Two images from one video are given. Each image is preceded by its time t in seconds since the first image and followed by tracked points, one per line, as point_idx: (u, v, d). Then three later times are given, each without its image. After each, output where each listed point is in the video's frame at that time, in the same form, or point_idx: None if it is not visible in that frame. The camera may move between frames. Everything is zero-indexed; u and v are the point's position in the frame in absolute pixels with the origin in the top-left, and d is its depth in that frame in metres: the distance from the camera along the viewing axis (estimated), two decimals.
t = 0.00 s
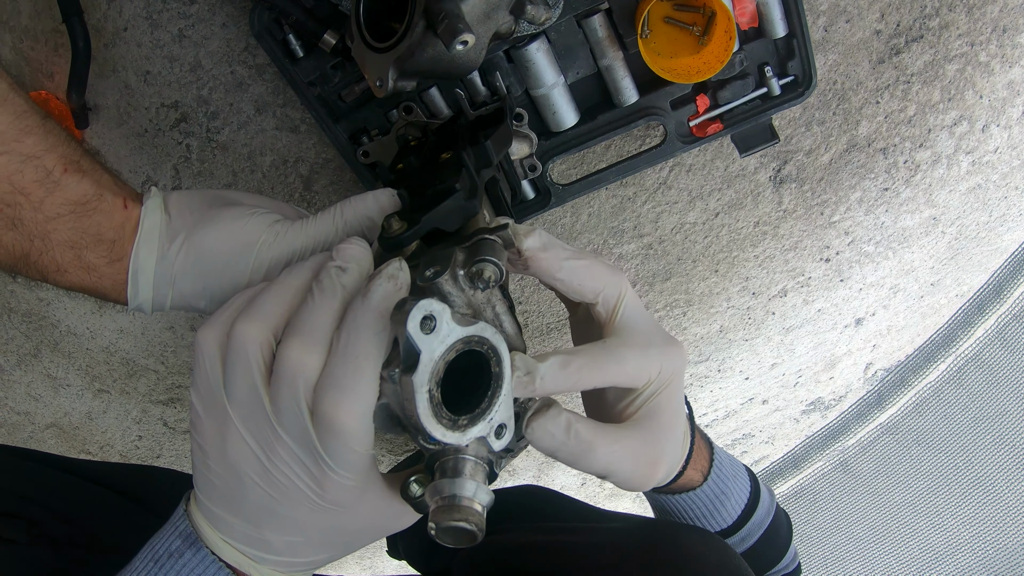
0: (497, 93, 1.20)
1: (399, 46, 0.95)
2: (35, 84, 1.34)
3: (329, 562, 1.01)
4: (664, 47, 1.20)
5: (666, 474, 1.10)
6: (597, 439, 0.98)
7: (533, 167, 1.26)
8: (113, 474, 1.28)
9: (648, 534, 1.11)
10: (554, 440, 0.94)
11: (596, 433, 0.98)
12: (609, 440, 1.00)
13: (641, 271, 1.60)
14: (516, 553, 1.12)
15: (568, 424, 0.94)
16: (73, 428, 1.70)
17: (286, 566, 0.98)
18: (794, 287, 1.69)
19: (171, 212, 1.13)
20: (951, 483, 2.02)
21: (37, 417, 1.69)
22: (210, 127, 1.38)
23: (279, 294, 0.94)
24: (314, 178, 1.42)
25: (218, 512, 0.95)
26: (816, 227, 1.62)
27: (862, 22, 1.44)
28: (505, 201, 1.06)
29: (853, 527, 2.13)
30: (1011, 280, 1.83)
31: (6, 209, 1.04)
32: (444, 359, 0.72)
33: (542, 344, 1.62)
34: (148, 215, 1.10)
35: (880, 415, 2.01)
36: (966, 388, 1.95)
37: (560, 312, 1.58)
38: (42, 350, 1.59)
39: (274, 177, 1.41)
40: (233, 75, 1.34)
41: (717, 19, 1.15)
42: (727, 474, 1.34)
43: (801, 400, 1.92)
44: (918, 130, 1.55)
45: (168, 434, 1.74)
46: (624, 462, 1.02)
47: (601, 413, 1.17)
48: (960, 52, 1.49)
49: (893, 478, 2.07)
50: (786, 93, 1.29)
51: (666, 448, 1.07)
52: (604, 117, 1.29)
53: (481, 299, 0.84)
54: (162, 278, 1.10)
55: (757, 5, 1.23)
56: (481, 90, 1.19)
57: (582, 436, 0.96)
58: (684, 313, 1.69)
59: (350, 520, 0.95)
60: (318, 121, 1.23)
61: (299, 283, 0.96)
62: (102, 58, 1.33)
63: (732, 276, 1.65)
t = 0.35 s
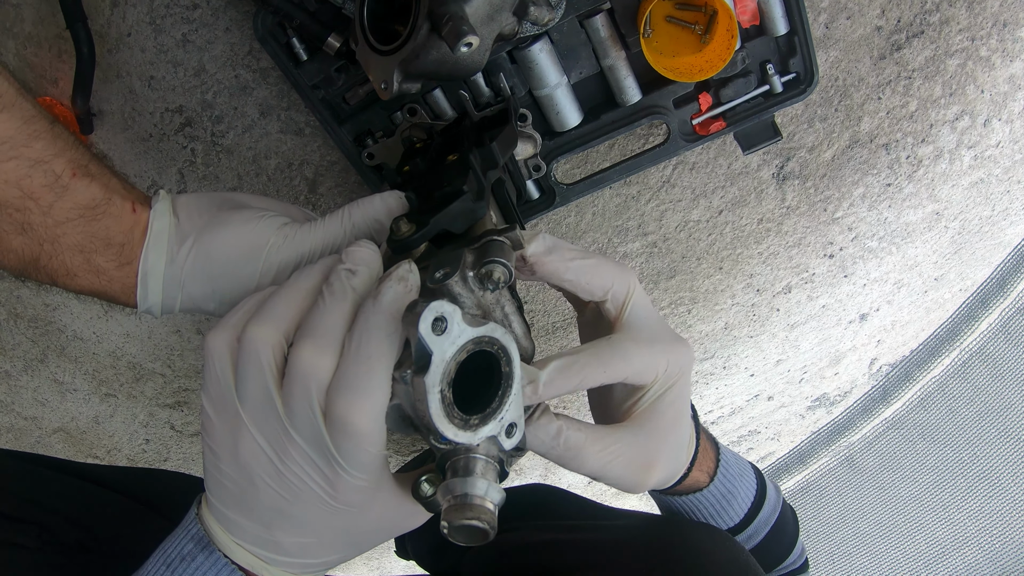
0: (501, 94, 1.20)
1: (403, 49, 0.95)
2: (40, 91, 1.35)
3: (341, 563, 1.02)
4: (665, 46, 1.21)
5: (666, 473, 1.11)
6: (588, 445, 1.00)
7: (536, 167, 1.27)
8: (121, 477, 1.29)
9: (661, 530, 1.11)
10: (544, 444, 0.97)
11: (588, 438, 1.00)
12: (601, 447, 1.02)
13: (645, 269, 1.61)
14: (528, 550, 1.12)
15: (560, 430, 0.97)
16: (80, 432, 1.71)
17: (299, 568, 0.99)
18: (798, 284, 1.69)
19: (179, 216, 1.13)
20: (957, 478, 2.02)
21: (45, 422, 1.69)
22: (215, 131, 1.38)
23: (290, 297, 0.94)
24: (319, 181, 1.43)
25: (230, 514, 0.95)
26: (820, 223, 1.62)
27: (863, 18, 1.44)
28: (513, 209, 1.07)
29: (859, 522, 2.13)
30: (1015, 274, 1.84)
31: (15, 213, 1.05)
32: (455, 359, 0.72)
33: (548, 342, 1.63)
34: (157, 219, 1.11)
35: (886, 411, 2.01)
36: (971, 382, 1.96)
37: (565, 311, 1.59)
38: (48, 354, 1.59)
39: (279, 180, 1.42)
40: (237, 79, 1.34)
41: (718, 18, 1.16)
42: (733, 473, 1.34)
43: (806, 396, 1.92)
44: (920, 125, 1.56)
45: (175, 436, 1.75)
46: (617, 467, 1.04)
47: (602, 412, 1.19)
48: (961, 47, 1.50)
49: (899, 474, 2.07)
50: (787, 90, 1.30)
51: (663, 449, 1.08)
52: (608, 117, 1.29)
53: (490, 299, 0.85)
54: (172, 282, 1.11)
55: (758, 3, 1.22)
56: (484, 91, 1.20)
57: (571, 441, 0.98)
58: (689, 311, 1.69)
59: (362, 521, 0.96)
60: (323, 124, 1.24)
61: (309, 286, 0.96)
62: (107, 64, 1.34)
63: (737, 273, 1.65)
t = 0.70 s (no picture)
0: (499, 94, 1.20)
1: (399, 50, 0.95)
2: (37, 93, 1.34)
3: (341, 565, 1.02)
4: (665, 44, 1.20)
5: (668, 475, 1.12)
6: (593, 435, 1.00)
7: (536, 167, 1.26)
8: (122, 480, 1.28)
9: (665, 532, 1.10)
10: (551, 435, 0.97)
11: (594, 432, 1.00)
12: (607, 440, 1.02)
13: (646, 268, 1.60)
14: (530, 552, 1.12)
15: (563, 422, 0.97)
16: (81, 434, 1.71)
17: (298, 570, 0.98)
18: (799, 282, 1.68)
19: (177, 218, 1.13)
20: (959, 477, 2.02)
21: (46, 424, 1.69)
22: (213, 132, 1.38)
23: (287, 300, 0.94)
24: (318, 182, 1.43)
25: (229, 518, 0.95)
26: (821, 221, 1.61)
27: (863, 15, 1.44)
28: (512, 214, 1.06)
29: (861, 522, 2.13)
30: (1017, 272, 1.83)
31: (12, 219, 1.04)
32: (451, 363, 0.72)
33: (548, 342, 1.63)
34: (155, 222, 1.11)
35: (888, 410, 2.01)
36: (973, 381, 1.95)
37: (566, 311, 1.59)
38: (49, 357, 1.59)
39: (278, 181, 1.42)
40: (235, 80, 1.34)
41: (717, 15, 1.15)
42: (737, 475, 1.34)
43: (808, 395, 1.92)
44: (920, 123, 1.55)
45: (176, 438, 1.75)
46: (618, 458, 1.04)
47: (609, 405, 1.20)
48: (961, 43, 1.49)
49: (901, 473, 2.06)
50: (787, 88, 1.29)
51: (666, 453, 1.08)
52: (606, 116, 1.29)
53: (488, 300, 0.84)
54: (170, 284, 1.11)
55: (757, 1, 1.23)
56: (483, 90, 1.19)
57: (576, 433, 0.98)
58: (690, 310, 1.69)
59: (361, 523, 0.96)
60: (321, 126, 1.23)
61: (306, 289, 0.96)
62: (104, 66, 1.34)
63: (737, 272, 1.65)
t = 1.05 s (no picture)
0: (500, 93, 1.19)
1: (400, 49, 0.94)
2: (39, 94, 1.34)
3: (343, 565, 1.02)
4: (666, 43, 1.20)
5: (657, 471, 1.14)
6: (587, 437, 1.02)
7: (537, 166, 1.25)
8: (123, 480, 1.28)
9: (665, 533, 1.10)
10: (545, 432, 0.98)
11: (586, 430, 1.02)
12: (601, 439, 1.04)
13: (647, 267, 1.60)
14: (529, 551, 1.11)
15: (559, 423, 0.98)
16: (83, 433, 1.71)
17: (300, 571, 0.98)
18: (801, 281, 1.68)
19: (178, 218, 1.13)
20: (961, 476, 2.03)
21: (48, 424, 1.69)
22: (214, 132, 1.38)
23: (288, 300, 0.94)
24: (319, 181, 1.42)
25: (231, 518, 0.95)
26: (822, 220, 1.61)
27: (864, 13, 1.44)
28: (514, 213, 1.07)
29: (862, 521, 2.14)
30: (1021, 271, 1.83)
31: (13, 219, 1.05)
32: (454, 363, 0.72)
33: (549, 341, 1.62)
34: (155, 224, 1.11)
35: (891, 409, 2.00)
36: (976, 380, 1.95)
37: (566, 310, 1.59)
38: (51, 357, 1.59)
39: (279, 181, 1.42)
40: (236, 80, 1.34)
41: (717, 14, 1.15)
42: (734, 466, 1.34)
43: (810, 394, 1.92)
44: (922, 121, 1.55)
45: (178, 438, 1.75)
46: (607, 456, 1.06)
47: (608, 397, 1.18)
48: (963, 42, 1.49)
49: (902, 472, 2.07)
50: (788, 87, 1.29)
51: (654, 452, 1.10)
52: (608, 114, 1.28)
53: (489, 300, 0.84)
54: (171, 284, 1.11)
55: None
56: (484, 90, 1.19)
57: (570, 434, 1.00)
58: (692, 309, 1.69)
59: (364, 523, 0.96)
60: (322, 125, 1.23)
61: (307, 289, 0.96)
62: (105, 66, 1.34)
63: (739, 271, 1.65)
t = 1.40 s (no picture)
0: (499, 91, 1.19)
1: (398, 46, 0.94)
2: (36, 89, 1.34)
3: (338, 564, 1.01)
4: (665, 40, 1.19)
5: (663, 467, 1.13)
6: (590, 438, 1.01)
7: (535, 163, 1.26)
8: (120, 478, 1.28)
9: (663, 533, 1.09)
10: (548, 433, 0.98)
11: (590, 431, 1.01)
12: (603, 440, 1.03)
13: (646, 266, 1.60)
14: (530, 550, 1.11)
15: (562, 420, 0.98)
16: (80, 431, 1.70)
17: (295, 569, 0.98)
18: (800, 280, 1.68)
19: (174, 215, 1.12)
20: (959, 477, 2.02)
21: (45, 421, 1.69)
22: (212, 129, 1.37)
23: (284, 297, 0.93)
24: (316, 178, 1.42)
25: (226, 517, 0.95)
26: (821, 219, 1.61)
27: (864, 12, 1.43)
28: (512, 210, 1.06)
29: (860, 522, 2.13)
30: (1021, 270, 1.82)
31: (9, 214, 1.05)
32: (449, 361, 0.72)
33: (547, 339, 1.62)
34: (151, 219, 1.10)
35: (889, 409, 2.00)
36: (974, 380, 1.95)
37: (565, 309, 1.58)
38: (48, 354, 1.59)
39: (277, 178, 1.41)
40: (234, 77, 1.34)
41: (717, 12, 1.15)
42: (737, 464, 1.34)
43: (808, 393, 1.91)
44: (922, 121, 1.54)
45: (175, 436, 1.74)
46: (614, 458, 1.05)
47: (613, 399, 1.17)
48: (964, 41, 1.48)
49: (901, 472, 2.06)
50: (787, 86, 1.28)
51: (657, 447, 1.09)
52: (606, 112, 1.28)
53: (485, 299, 0.84)
54: (166, 281, 1.10)
55: None
56: (482, 87, 1.18)
57: (572, 434, 0.99)
58: (690, 308, 1.68)
59: (360, 521, 0.96)
60: (320, 122, 1.23)
61: (303, 287, 0.95)
62: (103, 62, 1.33)
63: (738, 270, 1.65)
